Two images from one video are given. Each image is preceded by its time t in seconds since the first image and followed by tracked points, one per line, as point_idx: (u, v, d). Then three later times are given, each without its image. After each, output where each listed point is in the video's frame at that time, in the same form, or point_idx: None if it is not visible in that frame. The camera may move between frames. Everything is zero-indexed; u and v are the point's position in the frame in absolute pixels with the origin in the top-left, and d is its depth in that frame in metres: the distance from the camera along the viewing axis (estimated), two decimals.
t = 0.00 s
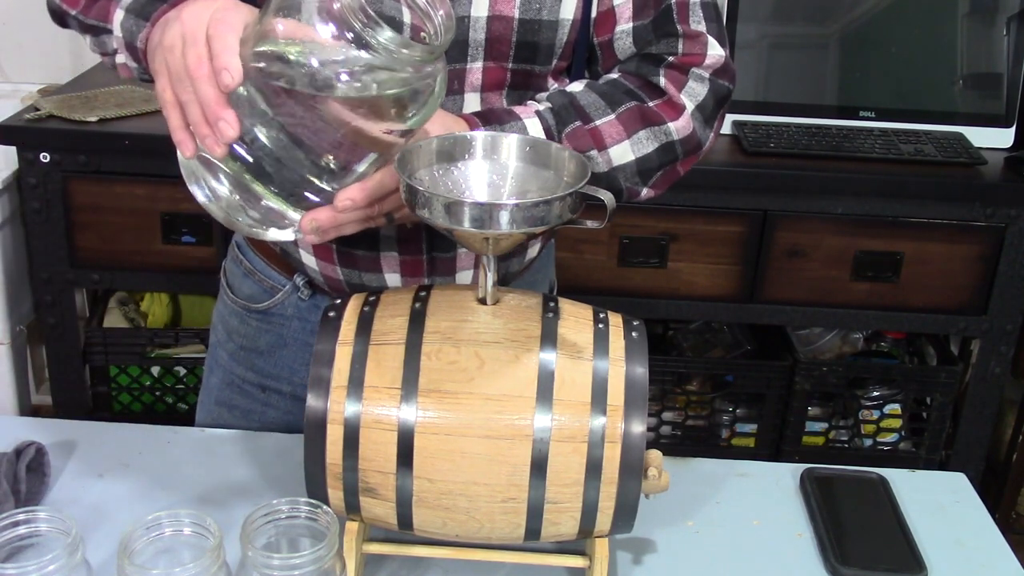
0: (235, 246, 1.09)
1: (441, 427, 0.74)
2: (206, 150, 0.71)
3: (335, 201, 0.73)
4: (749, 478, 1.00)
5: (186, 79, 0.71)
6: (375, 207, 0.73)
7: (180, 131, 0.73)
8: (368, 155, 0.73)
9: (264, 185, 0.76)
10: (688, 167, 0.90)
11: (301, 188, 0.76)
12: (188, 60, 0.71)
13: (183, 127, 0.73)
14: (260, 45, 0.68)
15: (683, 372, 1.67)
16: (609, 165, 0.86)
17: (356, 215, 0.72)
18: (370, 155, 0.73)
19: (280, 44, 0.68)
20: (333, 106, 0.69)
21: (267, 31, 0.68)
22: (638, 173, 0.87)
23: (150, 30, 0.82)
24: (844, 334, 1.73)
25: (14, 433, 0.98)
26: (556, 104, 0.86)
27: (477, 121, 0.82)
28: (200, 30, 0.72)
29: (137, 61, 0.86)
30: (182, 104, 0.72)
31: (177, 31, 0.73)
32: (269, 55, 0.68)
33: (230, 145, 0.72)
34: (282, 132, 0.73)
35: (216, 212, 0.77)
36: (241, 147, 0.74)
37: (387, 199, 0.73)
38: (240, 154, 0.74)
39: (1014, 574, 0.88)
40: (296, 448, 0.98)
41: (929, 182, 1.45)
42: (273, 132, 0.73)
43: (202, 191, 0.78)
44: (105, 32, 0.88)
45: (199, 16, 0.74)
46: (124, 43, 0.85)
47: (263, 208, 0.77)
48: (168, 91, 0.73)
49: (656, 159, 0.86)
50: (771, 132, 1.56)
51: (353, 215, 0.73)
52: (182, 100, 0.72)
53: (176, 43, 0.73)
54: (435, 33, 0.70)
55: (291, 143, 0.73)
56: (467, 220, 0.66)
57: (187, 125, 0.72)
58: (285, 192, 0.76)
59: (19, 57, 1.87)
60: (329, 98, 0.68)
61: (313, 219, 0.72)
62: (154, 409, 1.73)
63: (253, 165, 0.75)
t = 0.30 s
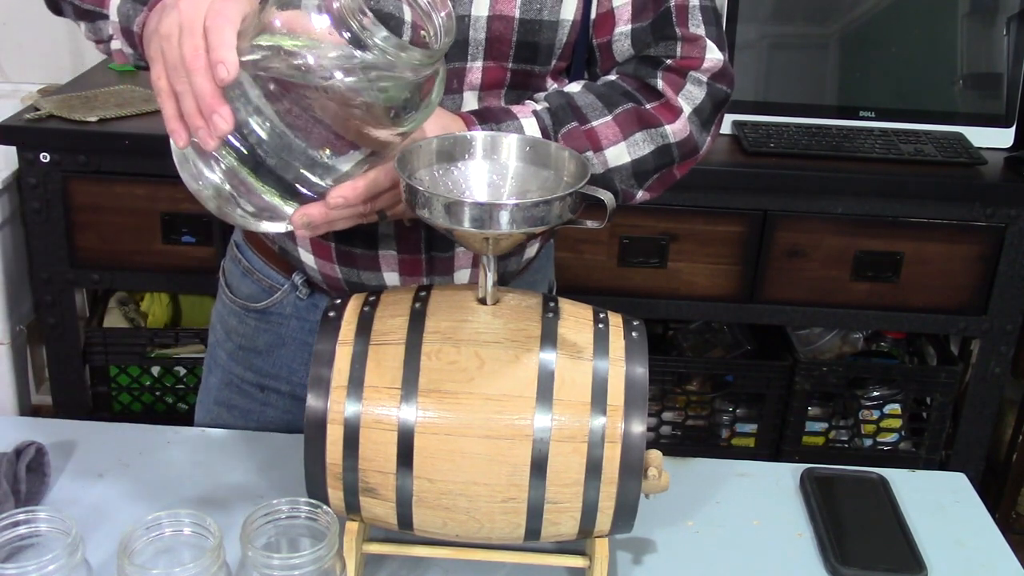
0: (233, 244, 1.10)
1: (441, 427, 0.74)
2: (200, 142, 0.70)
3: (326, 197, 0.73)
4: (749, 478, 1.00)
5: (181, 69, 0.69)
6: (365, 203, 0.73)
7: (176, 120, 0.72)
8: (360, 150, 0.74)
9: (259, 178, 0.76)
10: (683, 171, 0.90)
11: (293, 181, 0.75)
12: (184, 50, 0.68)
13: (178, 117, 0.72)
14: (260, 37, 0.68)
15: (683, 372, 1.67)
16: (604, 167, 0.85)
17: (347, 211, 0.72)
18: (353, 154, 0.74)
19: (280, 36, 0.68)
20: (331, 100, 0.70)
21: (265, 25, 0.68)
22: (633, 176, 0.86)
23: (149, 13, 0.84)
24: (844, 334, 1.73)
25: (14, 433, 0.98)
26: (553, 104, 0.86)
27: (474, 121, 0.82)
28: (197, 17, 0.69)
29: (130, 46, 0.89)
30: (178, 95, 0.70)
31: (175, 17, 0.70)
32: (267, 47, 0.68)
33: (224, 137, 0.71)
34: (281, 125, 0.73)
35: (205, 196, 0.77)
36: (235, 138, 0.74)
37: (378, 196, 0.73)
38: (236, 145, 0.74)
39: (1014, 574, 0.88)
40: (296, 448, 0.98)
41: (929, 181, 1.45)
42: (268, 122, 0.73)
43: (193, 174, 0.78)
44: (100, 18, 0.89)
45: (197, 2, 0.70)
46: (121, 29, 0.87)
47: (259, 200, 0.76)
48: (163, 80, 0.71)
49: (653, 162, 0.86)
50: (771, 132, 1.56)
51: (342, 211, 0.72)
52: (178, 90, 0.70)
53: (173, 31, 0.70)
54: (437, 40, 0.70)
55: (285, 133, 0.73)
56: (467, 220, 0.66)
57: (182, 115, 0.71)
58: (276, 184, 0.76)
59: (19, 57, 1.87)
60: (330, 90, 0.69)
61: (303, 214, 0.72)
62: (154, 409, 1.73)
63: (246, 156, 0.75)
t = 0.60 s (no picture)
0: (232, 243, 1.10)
1: (441, 427, 0.74)
2: (196, 137, 0.69)
3: (320, 195, 0.73)
4: (749, 478, 1.00)
5: (180, 61, 0.68)
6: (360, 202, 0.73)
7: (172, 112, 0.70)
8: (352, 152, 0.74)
9: (255, 175, 0.74)
10: (680, 175, 0.89)
11: (287, 177, 0.74)
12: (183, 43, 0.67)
13: (173, 109, 0.70)
14: (259, 35, 0.67)
15: (683, 372, 1.67)
16: (601, 169, 0.86)
17: (341, 210, 0.73)
18: (344, 156, 0.74)
19: (280, 35, 0.68)
20: (329, 100, 0.71)
21: (267, 23, 0.68)
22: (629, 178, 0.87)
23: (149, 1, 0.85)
24: (844, 334, 1.73)
25: (14, 433, 0.98)
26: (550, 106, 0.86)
27: (471, 121, 0.83)
28: (197, 8, 0.68)
29: (128, 33, 0.90)
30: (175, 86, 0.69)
31: (175, 6, 0.69)
32: (267, 46, 0.67)
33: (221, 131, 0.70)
34: (279, 123, 0.73)
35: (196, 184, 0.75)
36: (235, 134, 0.72)
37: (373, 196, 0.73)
38: (234, 141, 0.72)
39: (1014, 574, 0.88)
40: (295, 448, 0.98)
41: (929, 181, 1.45)
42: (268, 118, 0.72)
43: (183, 159, 0.75)
44: (96, 6, 0.91)
45: None
46: (118, 16, 0.89)
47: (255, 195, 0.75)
48: (161, 70, 0.70)
49: (649, 164, 0.86)
50: (770, 132, 1.56)
51: (337, 210, 0.73)
52: (175, 82, 0.69)
53: (173, 21, 0.69)
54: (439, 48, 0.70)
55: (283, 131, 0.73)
56: (467, 220, 0.66)
57: (178, 107, 0.70)
58: (271, 180, 0.74)
59: (19, 57, 1.87)
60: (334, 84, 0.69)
61: (296, 211, 0.72)
62: (154, 409, 1.73)
63: (243, 151, 0.73)
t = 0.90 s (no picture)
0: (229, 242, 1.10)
1: (441, 427, 0.74)
2: (195, 134, 0.69)
3: (319, 194, 0.73)
4: (749, 478, 1.00)
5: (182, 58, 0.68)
6: (359, 203, 0.73)
7: (171, 108, 0.70)
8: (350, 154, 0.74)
9: (254, 173, 0.75)
10: (677, 178, 0.90)
11: (283, 176, 0.74)
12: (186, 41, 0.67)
13: (173, 105, 0.70)
14: (262, 35, 0.68)
15: (683, 372, 1.67)
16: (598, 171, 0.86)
17: (338, 211, 0.73)
18: (341, 158, 0.74)
19: (283, 34, 0.68)
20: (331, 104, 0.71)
21: (270, 24, 0.69)
22: (627, 181, 0.87)
23: None
24: (844, 334, 1.73)
25: (14, 433, 0.98)
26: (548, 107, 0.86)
27: (470, 121, 0.82)
28: (201, 7, 0.68)
29: (127, 27, 0.90)
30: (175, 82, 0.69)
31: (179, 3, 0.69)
32: (268, 45, 0.67)
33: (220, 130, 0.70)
34: (278, 121, 0.73)
35: (193, 179, 0.76)
36: (234, 133, 0.73)
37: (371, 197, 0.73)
38: (234, 138, 0.73)
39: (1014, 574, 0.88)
40: (295, 448, 0.98)
41: (929, 181, 1.45)
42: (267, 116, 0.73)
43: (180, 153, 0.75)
44: None
45: None
46: (117, 9, 0.89)
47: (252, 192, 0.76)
48: (162, 66, 0.70)
49: (646, 167, 0.86)
50: (770, 132, 1.56)
51: (334, 210, 0.73)
52: (176, 79, 0.69)
53: (176, 19, 0.69)
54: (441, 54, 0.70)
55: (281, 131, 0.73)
56: (467, 220, 0.66)
57: (178, 104, 0.70)
58: (268, 179, 0.75)
59: (19, 57, 1.87)
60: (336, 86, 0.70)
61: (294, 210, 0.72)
62: (154, 409, 1.73)
63: (242, 150, 0.73)
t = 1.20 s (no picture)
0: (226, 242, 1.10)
1: (441, 427, 0.74)
2: (194, 132, 0.69)
3: (318, 192, 0.73)
4: (749, 478, 1.00)
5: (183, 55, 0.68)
6: (356, 202, 0.73)
7: (171, 103, 0.70)
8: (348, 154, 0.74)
9: (252, 171, 0.75)
10: (675, 180, 0.90)
11: (281, 174, 0.74)
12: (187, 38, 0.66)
13: (173, 101, 0.70)
14: (264, 34, 0.67)
15: (683, 372, 1.67)
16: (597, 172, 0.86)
17: (336, 211, 0.73)
18: (339, 158, 0.74)
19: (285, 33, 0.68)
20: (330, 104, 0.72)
21: (271, 24, 0.68)
22: (626, 182, 0.87)
23: None
24: (843, 334, 1.72)
25: (14, 433, 0.98)
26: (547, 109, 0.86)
27: (468, 121, 0.82)
28: (202, 4, 0.67)
29: (127, 22, 0.90)
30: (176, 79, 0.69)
31: None
32: (269, 44, 0.67)
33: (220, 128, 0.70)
34: (276, 120, 0.73)
35: (193, 176, 0.75)
36: (234, 130, 0.73)
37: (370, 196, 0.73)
38: (233, 135, 0.73)
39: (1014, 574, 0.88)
40: (295, 449, 0.98)
41: (929, 181, 1.45)
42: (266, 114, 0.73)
43: (179, 148, 0.75)
44: None
45: None
46: (117, 3, 0.89)
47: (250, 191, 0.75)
48: (163, 62, 0.70)
49: (645, 169, 0.86)
50: (770, 132, 1.56)
51: (333, 209, 0.72)
52: (177, 76, 0.69)
53: (178, 15, 0.68)
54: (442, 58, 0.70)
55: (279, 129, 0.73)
56: (467, 220, 0.66)
57: (178, 100, 0.69)
58: (267, 177, 0.75)
59: (19, 57, 1.87)
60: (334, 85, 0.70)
61: (292, 208, 0.71)
62: (154, 409, 1.73)
63: (241, 147, 0.74)
